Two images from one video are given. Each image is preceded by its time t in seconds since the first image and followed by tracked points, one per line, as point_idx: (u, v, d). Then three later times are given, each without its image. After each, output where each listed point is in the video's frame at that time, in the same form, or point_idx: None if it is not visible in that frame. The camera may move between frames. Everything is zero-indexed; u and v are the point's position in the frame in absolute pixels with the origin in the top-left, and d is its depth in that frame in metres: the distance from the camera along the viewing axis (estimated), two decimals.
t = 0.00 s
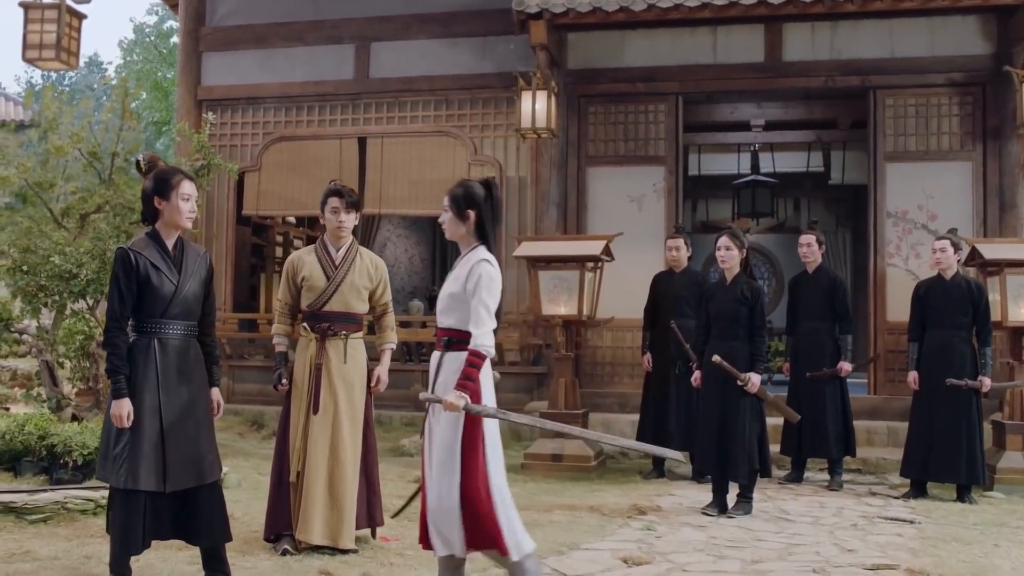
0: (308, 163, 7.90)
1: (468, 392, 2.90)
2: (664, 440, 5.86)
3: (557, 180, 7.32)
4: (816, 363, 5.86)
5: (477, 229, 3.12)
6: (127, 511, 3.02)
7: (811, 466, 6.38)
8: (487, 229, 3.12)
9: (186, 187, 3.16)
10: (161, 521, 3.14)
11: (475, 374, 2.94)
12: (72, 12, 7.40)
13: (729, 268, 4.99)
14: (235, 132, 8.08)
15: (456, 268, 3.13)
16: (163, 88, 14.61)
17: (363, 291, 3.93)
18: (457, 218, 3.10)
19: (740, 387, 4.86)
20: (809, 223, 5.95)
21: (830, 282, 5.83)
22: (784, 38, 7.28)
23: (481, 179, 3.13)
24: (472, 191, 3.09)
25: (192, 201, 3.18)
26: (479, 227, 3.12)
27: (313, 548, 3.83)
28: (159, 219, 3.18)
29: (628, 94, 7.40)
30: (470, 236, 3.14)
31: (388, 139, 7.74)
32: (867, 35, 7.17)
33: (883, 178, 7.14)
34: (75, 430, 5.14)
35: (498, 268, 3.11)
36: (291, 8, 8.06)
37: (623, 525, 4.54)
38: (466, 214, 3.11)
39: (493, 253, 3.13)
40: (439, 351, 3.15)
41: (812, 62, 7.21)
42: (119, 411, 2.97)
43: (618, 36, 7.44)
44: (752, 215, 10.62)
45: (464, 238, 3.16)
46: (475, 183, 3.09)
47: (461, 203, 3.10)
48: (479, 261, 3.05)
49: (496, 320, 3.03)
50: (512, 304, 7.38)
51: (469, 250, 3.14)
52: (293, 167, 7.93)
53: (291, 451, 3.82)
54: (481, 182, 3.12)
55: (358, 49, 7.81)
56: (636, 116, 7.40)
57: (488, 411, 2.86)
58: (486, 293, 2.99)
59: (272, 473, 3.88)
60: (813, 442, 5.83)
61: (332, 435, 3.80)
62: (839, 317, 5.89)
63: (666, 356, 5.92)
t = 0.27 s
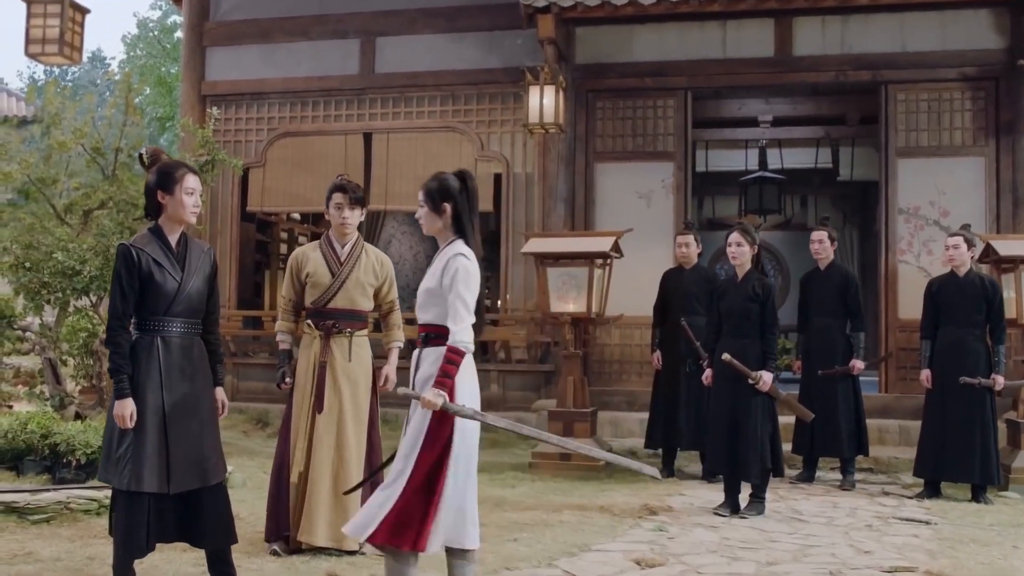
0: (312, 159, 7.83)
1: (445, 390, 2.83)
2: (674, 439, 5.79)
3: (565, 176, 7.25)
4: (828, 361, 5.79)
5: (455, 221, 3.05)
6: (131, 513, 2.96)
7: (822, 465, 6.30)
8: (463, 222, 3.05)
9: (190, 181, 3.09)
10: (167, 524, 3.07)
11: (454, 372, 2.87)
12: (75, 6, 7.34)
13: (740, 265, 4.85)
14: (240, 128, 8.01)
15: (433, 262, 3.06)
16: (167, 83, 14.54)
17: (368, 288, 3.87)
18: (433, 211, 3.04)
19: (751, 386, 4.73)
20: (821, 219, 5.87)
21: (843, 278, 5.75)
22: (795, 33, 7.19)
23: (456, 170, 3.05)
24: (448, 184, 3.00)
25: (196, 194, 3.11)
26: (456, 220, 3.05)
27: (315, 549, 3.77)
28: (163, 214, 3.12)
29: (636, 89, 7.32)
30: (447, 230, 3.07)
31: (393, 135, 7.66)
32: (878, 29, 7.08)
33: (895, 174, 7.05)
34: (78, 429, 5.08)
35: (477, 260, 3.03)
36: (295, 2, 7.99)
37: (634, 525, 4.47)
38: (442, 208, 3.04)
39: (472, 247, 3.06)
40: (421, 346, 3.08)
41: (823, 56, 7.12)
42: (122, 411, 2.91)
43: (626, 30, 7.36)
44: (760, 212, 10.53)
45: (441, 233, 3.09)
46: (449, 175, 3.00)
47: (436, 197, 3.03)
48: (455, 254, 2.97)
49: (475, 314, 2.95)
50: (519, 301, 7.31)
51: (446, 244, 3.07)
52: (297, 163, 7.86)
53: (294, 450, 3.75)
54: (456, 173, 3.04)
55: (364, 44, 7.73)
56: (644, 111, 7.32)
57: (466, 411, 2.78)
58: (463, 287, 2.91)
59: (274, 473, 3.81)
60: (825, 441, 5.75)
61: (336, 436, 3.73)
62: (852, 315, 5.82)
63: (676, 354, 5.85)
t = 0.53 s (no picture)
0: (316, 155, 7.75)
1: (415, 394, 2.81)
2: (684, 437, 5.72)
3: (572, 172, 7.17)
4: (840, 360, 5.70)
5: (439, 217, 3.02)
6: (134, 515, 2.89)
7: (834, 465, 6.23)
8: (447, 218, 3.01)
9: (195, 175, 3.02)
10: (169, 525, 3.01)
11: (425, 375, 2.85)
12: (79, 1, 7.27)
13: (752, 261, 4.69)
14: (244, 124, 7.94)
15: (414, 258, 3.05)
16: (171, 79, 14.46)
17: (366, 284, 3.81)
18: (417, 207, 3.03)
19: (763, 385, 4.57)
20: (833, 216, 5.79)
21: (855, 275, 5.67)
22: (805, 27, 7.11)
23: (444, 165, 3.03)
24: (431, 178, 2.99)
25: (201, 189, 3.04)
26: (440, 216, 3.02)
27: (319, 552, 3.70)
28: (167, 209, 3.05)
29: (644, 84, 7.24)
30: (431, 226, 3.05)
31: (399, 131, 7.59)
32: (890, 23, 6.99)
33: (906, 169, 6.97)
34: (81, 428, 5.01)
35: (455, 259, 2.99)
36: None
37: (646, 526, 4.40)
38: (427, 203, 3.02)
39: (454, 243, 3.01)
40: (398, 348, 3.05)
41: (834, 51, 7.04)
42: (126, 411, 2.84)
43: (634, 24, 7.29)
44: (768, 208, 10.44)
45: (427, 228, 3.07)
46: (435, 169, 2.99)
47: (421, 192, 3.01)
48: (431, 252, 2.94)
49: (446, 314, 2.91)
50: (526, 299, 7.24)
51: (430, 240, 3.05)
52: (301, 159, 7.78)
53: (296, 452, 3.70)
54: (442, 168, 3.01)
55: (369, 39, 7.66)
56: (653, 107, 7.24)
57: (433, 416, 2.76)
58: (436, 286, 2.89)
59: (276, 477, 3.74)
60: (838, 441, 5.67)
61: (337, 436, 3.68)
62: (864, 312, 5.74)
63: (687, 352, 5.78)
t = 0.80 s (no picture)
0: (320, 153, 7.69)
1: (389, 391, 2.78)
2: (693, 438, 5.65)
3: (579, 170, 7.10)
4: (852, 360, 5.63)
5: (428, 211, 2.98)
6: (136, 519, 2.82)
7: (844, 466, 6.16)
8: (437, 212, 2.96)
9: (198, 171, 2.96)
10: (172, 529, 2.94)
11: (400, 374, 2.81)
12: None
13: (761, 260, 4.59)
14: (248, 122, 7.88)
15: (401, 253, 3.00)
16: (174, 77, 14.40)
17: (362, 282, 3.75)
18: (407, 200, 2.98)
19: (774, 385, 4.48)
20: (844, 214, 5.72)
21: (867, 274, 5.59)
22: (815, 23, 7.03)
23: (435, 159, 2.96)
24: (421, 171, 2.93)
25: (204, 185, 2.98)
26: (429, 209, 2.97)
27: (322, 556, 3.65)
28: (170, 206, 2.98)
29: (652, 81, 7.17)
30: (420, 220, 3.00)
31: (404, 128, 7.53)
32: (901, 19, 6.91)
33: (916, 167, 6.90)
34: (83, 429, 4.95)
35: (441, 255, 2.91)
36: None
37: (657, 529, 4.33)
38: (416, 196, 2.97)
39: (441, 239, 2.95)
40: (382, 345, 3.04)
41: (843, 47, 6.96)
42: (128, 412, 2.77)
43: (641, 21, 7.22)
44: (775, 207, 10.36)
45: (415, 223, 3.02)
46: (426, 162, 2.93)
47: (411, 185, 2.96)
48: (414, 248, 2.88)
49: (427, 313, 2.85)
50: (532, 298, 7.17)
51: (418, 234, 3.00)
52: (305, 157, 7.72)
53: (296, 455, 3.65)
54: (434, 161, 2.94)
55: (374, 35, 7.59)
56: (660, 104, 7.17)
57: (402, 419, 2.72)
58: (416, 283, 2.83)
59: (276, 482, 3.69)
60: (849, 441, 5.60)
61: (336, 437, 3.62)
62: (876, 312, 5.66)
63: (696, 351, 5.71)
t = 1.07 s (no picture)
0: (324, 150, 7.61)
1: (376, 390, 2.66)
2: (704, 438, 5.57)
3: (586, 167, 7.02)
4: (865, 359, 5.55)
5: (424, 205, 2.84)
6: (139, 523, 2.75)
7: (856, 466, 6.09)
8: (432, 207, 2.82)
9: (202, 165, 2.89)
10: (174, 534, 2.87)
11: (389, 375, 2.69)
12: None
13: (774, 257, 4.51)
14: (252, 119, 7.80)
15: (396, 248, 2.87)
16: (177, 73, 14.33)
17: (357, 278, 3.68)
18: (402, 193, 2.85)
19: (787, 384, 4.40)
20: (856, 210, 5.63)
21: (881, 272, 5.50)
22: (825, 17, 6.94)
23: (433, 151, 2.83)
24: (417, 163, 2.80)
25: (208, 179, 2.90)
26: (424, 203, 2.83)
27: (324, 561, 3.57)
28: (172, 201, 2.91)
29: (659, 77, 7.09)
30: (415, 214, 2.87)
31: (409, 125, 7.46)
32: (913, 14, 6.82)
33: (929, 164, 6.81)
34: (86, 429, 4.88)
35: (434, 251, 2.77)
36: None
37: (669, 532, 4.25)
38: (411, 189, 2.84)
39: (435, 234, 2.81)
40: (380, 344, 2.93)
41: (855, 42, 6.87)
42: (129, 413, 2.70)
43: (649, 16, 7.13)
44: (782, 204, 10.27)
45: (411, 217, 2.88)
46: (423, 154, 2.80)
47: (407, 177, 2.83)
48: (406, 242, 2.75)
49: (416, 310, 2.70)
50: (539, 297, 7.09)
51: (414, 229, 2.87)
52: (309, 154, 7.64)
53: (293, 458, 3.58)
54: (431, 153, 2.81)
55: (378, 31, 7.51)
56: (668, 100, 7.08)
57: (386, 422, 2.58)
58: (406, 279, 2.69)
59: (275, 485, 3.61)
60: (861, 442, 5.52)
61: (335, 437, 3.56)
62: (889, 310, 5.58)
63: (707, 350, 5.63)
